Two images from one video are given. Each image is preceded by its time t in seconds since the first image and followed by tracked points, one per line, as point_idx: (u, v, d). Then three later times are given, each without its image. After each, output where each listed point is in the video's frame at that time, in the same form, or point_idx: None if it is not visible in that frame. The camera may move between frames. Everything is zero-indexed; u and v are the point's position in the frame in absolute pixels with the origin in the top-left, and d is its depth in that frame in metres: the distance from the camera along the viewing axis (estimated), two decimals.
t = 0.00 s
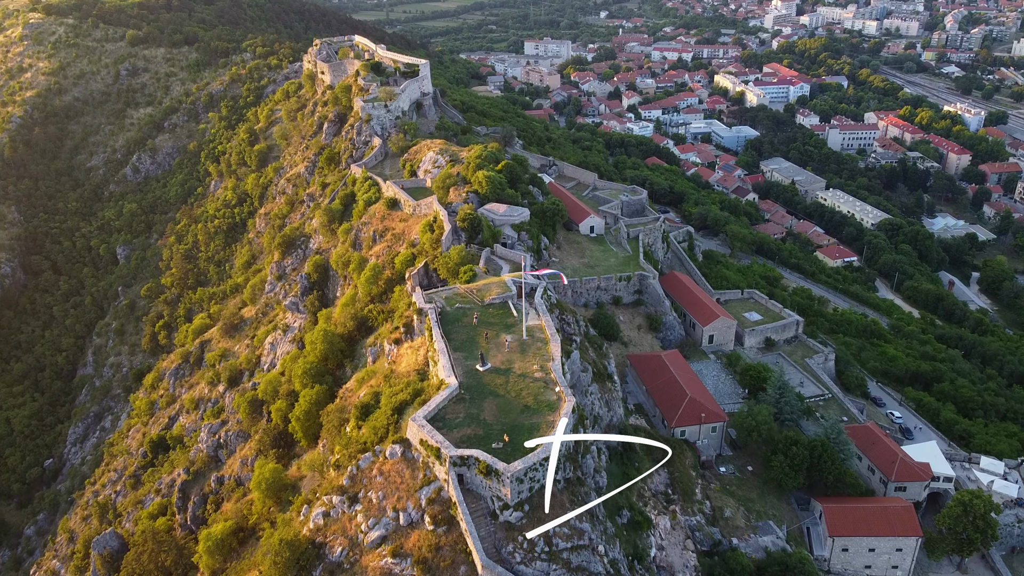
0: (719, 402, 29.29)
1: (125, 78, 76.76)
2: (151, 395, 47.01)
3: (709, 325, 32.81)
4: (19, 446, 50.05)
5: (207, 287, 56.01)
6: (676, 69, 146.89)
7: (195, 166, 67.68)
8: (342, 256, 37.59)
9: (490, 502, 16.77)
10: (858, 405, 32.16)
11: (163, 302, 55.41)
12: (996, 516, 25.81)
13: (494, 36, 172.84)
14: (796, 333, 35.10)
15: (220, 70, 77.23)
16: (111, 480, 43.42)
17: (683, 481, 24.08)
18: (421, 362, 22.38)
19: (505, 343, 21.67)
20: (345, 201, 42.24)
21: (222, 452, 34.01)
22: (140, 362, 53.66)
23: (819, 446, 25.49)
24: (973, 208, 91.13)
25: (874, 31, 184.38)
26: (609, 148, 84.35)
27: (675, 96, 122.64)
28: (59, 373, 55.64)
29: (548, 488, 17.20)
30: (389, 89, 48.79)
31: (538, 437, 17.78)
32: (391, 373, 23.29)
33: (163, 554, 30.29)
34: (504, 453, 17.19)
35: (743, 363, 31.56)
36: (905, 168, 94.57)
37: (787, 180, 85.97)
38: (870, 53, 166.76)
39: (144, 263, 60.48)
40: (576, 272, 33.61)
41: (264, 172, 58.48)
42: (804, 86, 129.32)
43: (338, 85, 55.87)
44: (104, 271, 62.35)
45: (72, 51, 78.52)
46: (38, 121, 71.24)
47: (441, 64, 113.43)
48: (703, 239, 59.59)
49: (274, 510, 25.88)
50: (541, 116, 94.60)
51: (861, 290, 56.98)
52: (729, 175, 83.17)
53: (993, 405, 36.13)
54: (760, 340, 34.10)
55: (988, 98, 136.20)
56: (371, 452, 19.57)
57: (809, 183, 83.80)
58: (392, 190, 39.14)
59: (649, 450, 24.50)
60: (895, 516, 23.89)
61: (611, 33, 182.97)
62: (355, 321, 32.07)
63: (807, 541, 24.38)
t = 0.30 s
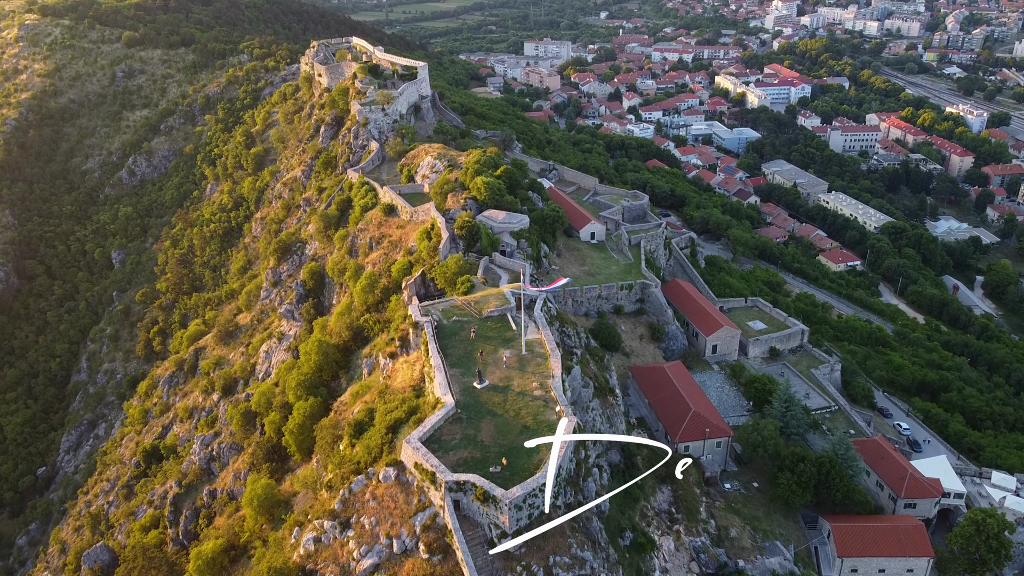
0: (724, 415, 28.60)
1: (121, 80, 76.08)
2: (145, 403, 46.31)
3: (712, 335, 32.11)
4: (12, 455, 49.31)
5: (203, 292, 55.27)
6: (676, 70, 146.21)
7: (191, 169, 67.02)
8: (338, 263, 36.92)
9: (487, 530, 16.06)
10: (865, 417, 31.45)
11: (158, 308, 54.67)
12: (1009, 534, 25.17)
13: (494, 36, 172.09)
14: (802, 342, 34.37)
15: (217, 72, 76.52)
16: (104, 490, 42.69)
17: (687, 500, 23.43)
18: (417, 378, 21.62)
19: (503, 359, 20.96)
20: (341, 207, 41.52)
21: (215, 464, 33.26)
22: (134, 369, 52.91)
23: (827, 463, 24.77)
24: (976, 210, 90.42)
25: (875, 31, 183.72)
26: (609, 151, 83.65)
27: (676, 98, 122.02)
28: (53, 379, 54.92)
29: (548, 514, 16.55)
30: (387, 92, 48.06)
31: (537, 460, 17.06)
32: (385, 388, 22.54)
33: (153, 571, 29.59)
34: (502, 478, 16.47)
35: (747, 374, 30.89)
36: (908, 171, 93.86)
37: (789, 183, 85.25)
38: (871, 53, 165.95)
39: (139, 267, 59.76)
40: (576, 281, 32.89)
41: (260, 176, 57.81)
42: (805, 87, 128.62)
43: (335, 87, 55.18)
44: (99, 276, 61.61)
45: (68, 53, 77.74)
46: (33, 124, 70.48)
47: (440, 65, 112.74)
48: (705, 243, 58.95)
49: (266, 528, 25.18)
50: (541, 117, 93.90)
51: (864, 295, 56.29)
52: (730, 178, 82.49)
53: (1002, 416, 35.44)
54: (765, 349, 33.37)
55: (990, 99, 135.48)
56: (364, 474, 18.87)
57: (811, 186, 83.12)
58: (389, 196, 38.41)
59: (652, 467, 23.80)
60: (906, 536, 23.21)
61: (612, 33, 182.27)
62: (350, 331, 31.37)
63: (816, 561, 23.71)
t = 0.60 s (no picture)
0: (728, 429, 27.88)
1: (117, 82, 75.36)
2: (138, 411, 45.52)
3: (716, 345, 31.39)
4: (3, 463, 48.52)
5: (197, 297, 54.47)
6: (677, 70, 145.50)
7: (187, 172, 66.26)
8: (333, 271, 36.20)
9: (484, 560, 15.31)
10: (873, 430, 30.74)
11: (152, 313, 53.87)
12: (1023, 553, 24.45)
13: (493, 37, 171.29)
14: (807, 352, 33.67)
15: (213, 73, 75.77)
16: (95, 501, 41.89)
17: (692, 519, 22.71)
18: (412, 395, 20.86)
19: (501, 375, 20.21)
20: (336, 213, 40.79)
21: (207, 478, 32.44)
22: (128, 376, 52.12)
23: (835, 480, 24.06)
24: (979, 213, 89.68)
25: (876, 32, 183.05)
26: (610, 153, 82.89)
27: (676, 99, 121.29)
28: (46, 386, 54.13)
29: (548, 542, 15.85)
30: (384, 95, 47.26)
31: (536, 484, 16.34)
32: (379, 405, 21.80)
33: None
34: (499, 506, 15.75)
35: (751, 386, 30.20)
36: (910, 173, 93.11)
37: (791, 185, 84.45)
38: (872, 54, 165.11)
39: (133, 272, 59.00)
40: (577, 289, 32.16)
41: (256, 180, 57.09)
42: (806, 88, 127.91)
43: (332, 89, 54.42)
44: (93, 280, 60.83)
45: (63, 54, 76.95)
46: (27, 126, 69.74)
47: (439, 66, 112.03)
48: (707, 247, 58.25)
49: (257, 547, 24.41)
50: (541, 119, 93.24)
51: (868, 300, 55.55)
52: (732, 180, 81.73)
53: (1012, 426, 34.69)
54: (769, 359, 32.68)
55: (992, 100, 134.77)
56: (356, 498, 18.14)
57: (813, 189, 82.34)
58: (385, 202, 37.63)
59: (655, 486, 23.09)
60: (918, 556, 22.48)
61: (612, 34, 181.32)
62: (345, 341, 30.64)
63: None
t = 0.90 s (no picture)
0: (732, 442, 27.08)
1: (112, 83, 74.58)
2: (131, 419, 44.68)
3: (720, 356, 30.61)
4: None
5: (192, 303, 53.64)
6: (677, 71, 144.73)
7: (183, 175, 65.48)
8: (328, 278, 35.44)
9: None
10: (881, 442, 29.93)
11: (147, 319, 53.06)
12: None
13: (492, 37, 170.42)
14: (813, 362, 32.88)
15: (210, 75, 75.02)
16: (87, 511, 41.03)
17: (697, 540, 21.92)
18: (406, 413, 20.07)
19: (500, 394, 19.41)
20: (332, 218, 39.93)
21: (198, 492, 31.59)
22: (121, 382, 51.29)
23: (845, 499, 23.32)
24: (983, 215, 88.88)
25: (877, 33, 182.29)
26: (610, 155, 82.11)
27: (677, 100, 120.50)
28: (39, 392, 53.33)
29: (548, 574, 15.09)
30: (381, 98, 46.42)
31: (536, 513, 15.58)
32: (373, 423, 20.99)
33: None
34: (497, 536, 14.98)
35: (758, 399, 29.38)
36: (913, 175, 92.26)
37: (793, 188, 83.61)
38: (873, 54, 164.29)
39: (128, 276, 58.19)
40: (577, 299, 31.34)
41: (252, 183, 56.29)
42: (808, 89, 127.13)
43: (329, 92, 53.62)
44: (87, 284, 60.02)
45: (58, 55, 76.15)
46: (21, 128, 68.98)
47: (438, 67, 111.25)
48: (709, 251, 57.52)
49: (247, 567, 23.63)
50: (540, 121, 92.46)
51: (873, 306, 54.76)
52: (733, 183, 80.95)
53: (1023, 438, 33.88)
54: (775, 370, 31.88)
55: (994, 102, 133.95)
56: (347, 524, 17.38)
57: (816, 191, 81.55)
58: (382, 208, 36.81)
59: (659, 505, 22.29)
60: None
61: (612, 34, 180.54)
62: (340, 353, 29.84)
63: None
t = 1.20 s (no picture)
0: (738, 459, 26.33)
1: (107, 85, 73.78)
2: (123, 428, 43.85)
3: (725, 367, 29.83)
4: None
5: (187, 308, 52.78)
6: (678, 72, 143.87)
7: (178, 178, 64.67)
8: (323, 286, 34.65)
9: None
10: (891, 456, 29.10)
11: (141, 325, 52.25)
12: None
13: (492, 38, 169.51)
14: (820, 373, 32.09)
15: (206, 77, 74.20)
16: (77, 523, 40.19)
17: (702, 563, 21.15)
18: (401, 433, 19.24)
19: (498, 414, 18.59)
20: (328, 224, 39.07)
21: (189, 507, 30.77)
22: (114, 390, 50.42)
23: (856, 520, 22.51)
24: (987, 218, 88.05)
25: (878, 33, 181.47)
26: (611, 158, 81.31)
27: (678, 102, 119.69)
28: (31, 400, 52.53)
29: None
30: (378, 101, 45.53)
31: (536, 544, 14.80)
32: (366, 443, 20.19)
33: None
34: (495, 570, 14.18)
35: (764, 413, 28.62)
36: (916, 177, 91.42)
37: (796, 191, 82.73)
38: (874, 55, 163.45)
39: (122, 281, 57.39)
40: (578, 308, 30.51)
41: (248, 187, 55.46)
42: (809, 90, 126.31)
43: (325, 94, 52.79)
44: (81, 290, 59.21)
45: (53, 56, 75.33)
46: (15, 131, 68.17)
47: (438, 69, 110.43)
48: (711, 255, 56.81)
49: None
50: (540, 123, 91.64)
51: (878, 312, 53.93)
52: (735, 186, 80.15)
53: None
54: (781, 382, 31.09)
55: (996, 103, 133.11)
56: (338, 554, 16.62)
57: (819, 194, 80.71)
58: (378, 214, 35.96)
59: (663, 526, 21.51)
60: None
61: (612, 35, 179.68)
62: (334, 365, 29.04)
63: None
